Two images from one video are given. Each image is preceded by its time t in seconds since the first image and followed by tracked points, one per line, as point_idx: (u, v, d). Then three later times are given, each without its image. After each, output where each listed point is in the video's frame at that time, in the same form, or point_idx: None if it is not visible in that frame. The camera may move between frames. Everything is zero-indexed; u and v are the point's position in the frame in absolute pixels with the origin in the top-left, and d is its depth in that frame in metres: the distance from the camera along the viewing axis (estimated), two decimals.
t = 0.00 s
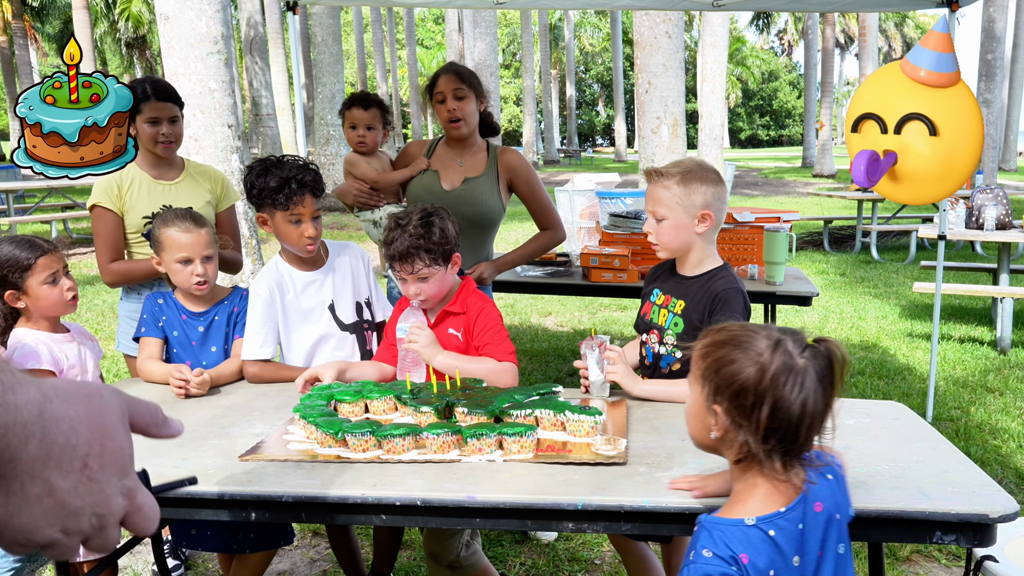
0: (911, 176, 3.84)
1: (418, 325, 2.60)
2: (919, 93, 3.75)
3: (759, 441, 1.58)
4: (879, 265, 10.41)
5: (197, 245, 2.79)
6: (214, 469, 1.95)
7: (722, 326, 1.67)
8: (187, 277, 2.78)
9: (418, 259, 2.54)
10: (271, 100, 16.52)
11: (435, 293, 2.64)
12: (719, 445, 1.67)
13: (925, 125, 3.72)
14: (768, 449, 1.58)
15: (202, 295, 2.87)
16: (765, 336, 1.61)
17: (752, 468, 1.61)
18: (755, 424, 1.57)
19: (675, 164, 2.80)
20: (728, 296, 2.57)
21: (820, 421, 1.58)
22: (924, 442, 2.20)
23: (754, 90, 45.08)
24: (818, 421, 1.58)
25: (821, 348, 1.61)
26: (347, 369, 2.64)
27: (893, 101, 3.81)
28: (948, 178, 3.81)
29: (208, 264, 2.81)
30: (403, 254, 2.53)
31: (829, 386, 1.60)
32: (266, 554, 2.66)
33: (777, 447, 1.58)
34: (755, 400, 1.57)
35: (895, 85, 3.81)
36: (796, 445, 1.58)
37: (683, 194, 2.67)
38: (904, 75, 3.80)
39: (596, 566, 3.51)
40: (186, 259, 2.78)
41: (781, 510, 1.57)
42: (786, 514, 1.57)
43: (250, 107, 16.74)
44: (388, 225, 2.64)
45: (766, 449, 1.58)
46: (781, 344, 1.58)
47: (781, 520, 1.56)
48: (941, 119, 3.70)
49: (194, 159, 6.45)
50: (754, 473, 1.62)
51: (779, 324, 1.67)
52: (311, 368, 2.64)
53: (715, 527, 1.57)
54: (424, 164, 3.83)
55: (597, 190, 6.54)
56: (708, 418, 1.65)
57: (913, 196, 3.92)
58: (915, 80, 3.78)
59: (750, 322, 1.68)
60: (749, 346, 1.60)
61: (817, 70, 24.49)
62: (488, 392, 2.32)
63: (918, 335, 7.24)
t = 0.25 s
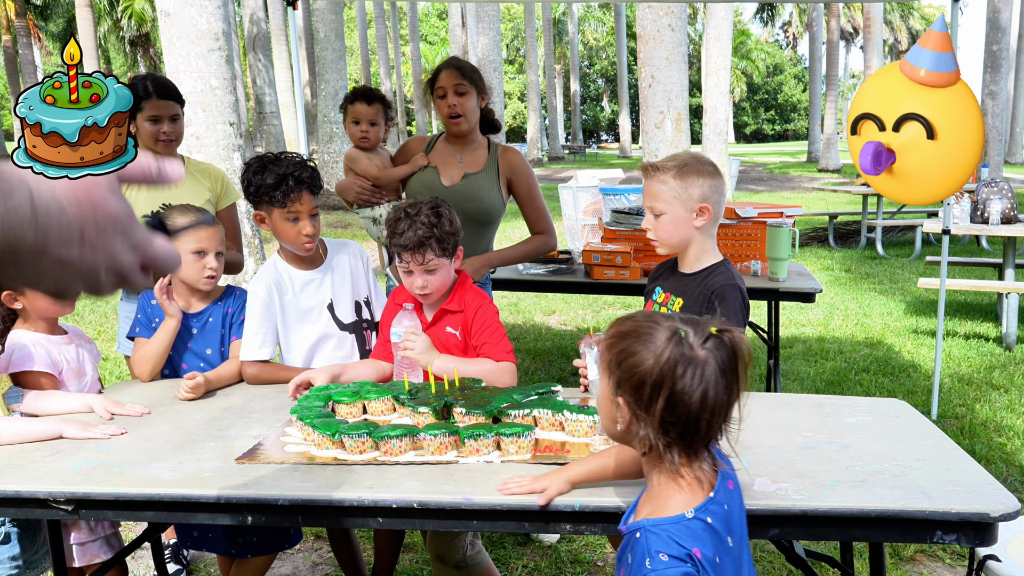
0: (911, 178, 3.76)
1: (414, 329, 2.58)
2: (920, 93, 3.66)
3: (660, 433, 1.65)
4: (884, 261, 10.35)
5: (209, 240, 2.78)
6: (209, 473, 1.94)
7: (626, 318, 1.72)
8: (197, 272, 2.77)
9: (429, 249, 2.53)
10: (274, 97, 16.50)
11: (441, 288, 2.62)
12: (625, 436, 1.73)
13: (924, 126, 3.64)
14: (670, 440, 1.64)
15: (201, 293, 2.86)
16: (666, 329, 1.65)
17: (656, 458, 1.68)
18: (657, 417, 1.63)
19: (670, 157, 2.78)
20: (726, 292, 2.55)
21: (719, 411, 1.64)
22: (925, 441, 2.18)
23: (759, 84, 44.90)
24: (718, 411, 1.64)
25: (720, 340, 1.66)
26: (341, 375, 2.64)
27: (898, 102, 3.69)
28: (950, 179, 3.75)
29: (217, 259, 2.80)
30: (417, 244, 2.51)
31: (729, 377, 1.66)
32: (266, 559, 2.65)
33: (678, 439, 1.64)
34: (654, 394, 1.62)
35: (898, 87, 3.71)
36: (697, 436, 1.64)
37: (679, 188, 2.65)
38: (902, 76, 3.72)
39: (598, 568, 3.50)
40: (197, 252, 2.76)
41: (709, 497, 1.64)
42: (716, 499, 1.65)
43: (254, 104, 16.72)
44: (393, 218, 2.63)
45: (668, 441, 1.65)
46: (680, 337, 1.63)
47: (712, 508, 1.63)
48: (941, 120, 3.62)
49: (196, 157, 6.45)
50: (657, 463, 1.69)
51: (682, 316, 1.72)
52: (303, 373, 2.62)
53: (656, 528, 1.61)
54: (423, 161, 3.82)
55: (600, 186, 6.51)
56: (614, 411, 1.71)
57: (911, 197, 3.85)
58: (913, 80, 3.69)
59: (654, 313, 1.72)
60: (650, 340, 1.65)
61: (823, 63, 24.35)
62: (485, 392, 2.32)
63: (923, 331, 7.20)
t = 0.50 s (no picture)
0: (908, 176, 3.77)
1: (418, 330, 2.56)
2: (920, 93, 3.64)
3: (634, 418, 1.63)
4: (893, 253, 10.27)
5: (215, 235, 2.77)
6: (211, 476, 1.92)
7: (598, 306, 1.71)
8: (199, 269, 2.75)
9: (441, 248, 2.50)
10: (281, 91, 16.45)
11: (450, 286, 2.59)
12: (603, 425, 1.72)
13: (923, 126, 3.64)
14: (644, 425, 1.63)
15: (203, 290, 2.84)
16: (636, 314, 1.65)
17: (634, 446, 1.66)
18: (630, 403, 1.62)
19: (678, 151, 2.74)
20: (734, 289, 2.52)
21: (692, 394, 1.62)
22: (937, 440, 2.14)
23: (767, 74, 44.61)
24: (691, 394, 1.63)
25: (690, 324, 1.65)
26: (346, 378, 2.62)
27: (898, 102, 3.68)
28: (952, 177, 3.74)
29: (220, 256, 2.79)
30: (432, 241, 2.48)
31: (701, 360, 1.64)
32: (264, 562, 2.63)
33: (654, 424, 1.63)
34: (627, 378, 1.61)
35: (898, 87, 3.69)
36: (672, 421, 1.63)
37: (687, 183, 2.61)
38: (902, 77, 3.71)
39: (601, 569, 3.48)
40: (200, 247, 2.74)
41: (696, 483, 1.63)
42: (702, 485, 1.64)
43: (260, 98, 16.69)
44: (404, 214, 2.59)
45: (643, 426, 1.63)
46: (649, 321, 1.62)
47: (701, 495, 1.62)
48: (940, 120, 3.61)
49: (201, 153, 6.43)
50: (636, 451, 1.67)
51: (654, 303, 1.72)
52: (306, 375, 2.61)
53: (650, 517, 1.58)
54: (429, 156, 3.79)
55: (607, 179, 6.47)
56: (590, 400, 1.70)
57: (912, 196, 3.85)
58: (913, 80, 3.67)
59: (626, 301, 1.72)
60: (621, 326, 1.64)
61: (832, 52, 24.15)
62: (490, 392, 2.29)
63: (933, 325, 7.14)
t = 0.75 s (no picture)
0: (912, 178, 3.54)
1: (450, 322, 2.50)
2: (919, 93, 3.46)
3: (688, 408, 1.57)
4: (926, 230, 10.04)
5: (246, 223, 2.75)
6: (241, 476, 1.90)
7: (660, 298, 1.67)
8: (226, 255, 2.75)
9: (479, 244, 2.47)
10: (306, 71, 16.40)
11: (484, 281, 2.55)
12: (657, 419, 1.66)
13: (925, 125, 3.43)
14: (698, 417, 1.57)
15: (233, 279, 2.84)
16: (697, 305, 1.60)
17: (687, 439, 1.60)
18: (685, 393, 1.56)
19: (723, 137, 2.66)
20: (775, 279, 2.46)
21: (751, 388, 1.55)
22: (984, 436, 2.07)
23: (797, 46, 43.70)
24: (751, 389, 1.55)
25: (754, 316, 1.58)
26: (374, 370, 2.58)
27: (897, 101, 3.51)
28: (952, 179, 3.51)
29: (249, 246, 2.77)
30: (470, 236, 2.44)
31: (764, 354, 1.57)
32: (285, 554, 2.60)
33: (709, 416, 1.56)
34: (683, 367, 1.55)
35: (897, 86, 3.53)
36: (728, 414, 1.56)
37: (731, 170, 2.53)
38: (903, 76, 3.54)
39: (624, 560, 3.45)
40: (230, 234, 2.73)
41: (745, 481, 1.57)
42: (751, 484, 1.57)
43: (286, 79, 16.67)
44: (443, 207, 2.56)
45: (698, 418, 1.57)
46: (710, 311, 1.57)
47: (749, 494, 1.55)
48: (942, 119, 3.41)
49: (229, 137, 6.42)
50: (689, 445, 1.61)
51: (718, 296, 1.66)
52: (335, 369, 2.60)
53: (694, 513, 1.52)
54: (462, 142, 3.72)
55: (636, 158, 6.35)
56: (645, 392, 1.65)
57: (911, 199, 3.62)
58: (913, 80, 3.50)
59: (690, 293, 1.67)
60: (682, 316, 1.59)
61: (865, 24, 23.55)
62: (522, 387, 2.25)
63: (968, 305, 6.97)
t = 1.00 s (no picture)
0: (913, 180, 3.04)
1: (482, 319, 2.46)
2: (918, 92, 2.99)
3: (745, 418, 1.49)
4: (962, 217, 9.80)
5: (281, 221, 2.74)
6: (267, 480, 1.88)
7: (712, 304, 1.59)
8: (262, 253, 2.73)
9: (515, 238, 2.42)
10: (336, 56, 16.38)
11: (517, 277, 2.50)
12: (709, 430, 1.58)
13: (925, 125, 2.95)
14: (755, 427, 1.49)
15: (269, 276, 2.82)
16: (754, 312, 1.52)
17: (741, 450, 1.53)
18: (742, 403, 1.48)
19: (766, 133, 2.59)
20: (815, 279, 2.38)
21: (810, 397, 1.48)
22: None
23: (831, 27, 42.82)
24: (809, 398, 1.48)
25: (812, 323, 1.51)
26: (402, 369, 2.56)
27: (892, 101, 3.04)
28: (953, 179, 3.01)
29: (285, 243, 2.76)
30: (506, 230, 2.39)
31: (822, 362, 1.50)
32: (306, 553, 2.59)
33: (766, 427, 1.49)
34: (740, 376, 1.48)
35: (893, 86, 3.06)
36: (785, 425, 1.49)
37: (774, 167, 2.46)
38: (902, 76, 3.08)
39: (647, 559, 3.42)
40: (266, 233, 2.73)
41: (795, 492, 1.50)
42: (801, 496, 1.50)
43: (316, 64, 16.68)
44: (479, 201, 2.51)
45: (754, 429, 1.49)
46: (768, 318, 1.49)
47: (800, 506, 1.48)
48: (943, 118, 2.94)
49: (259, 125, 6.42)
50: (743, 456, 1.53)
51: (771, 302, 1.59)
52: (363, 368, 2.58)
53: (743, 522, 1.45)
54: (497, 134, 3.65)
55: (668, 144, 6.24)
56: (697, 402, 1.57)
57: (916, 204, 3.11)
58: (913, 80, 3.04)
59: (742, 299, 1.60)
60: (738, 323, 1.51)
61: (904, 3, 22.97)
62: (553, 390, 2.21)
63: (1006, 296, 6.79)
